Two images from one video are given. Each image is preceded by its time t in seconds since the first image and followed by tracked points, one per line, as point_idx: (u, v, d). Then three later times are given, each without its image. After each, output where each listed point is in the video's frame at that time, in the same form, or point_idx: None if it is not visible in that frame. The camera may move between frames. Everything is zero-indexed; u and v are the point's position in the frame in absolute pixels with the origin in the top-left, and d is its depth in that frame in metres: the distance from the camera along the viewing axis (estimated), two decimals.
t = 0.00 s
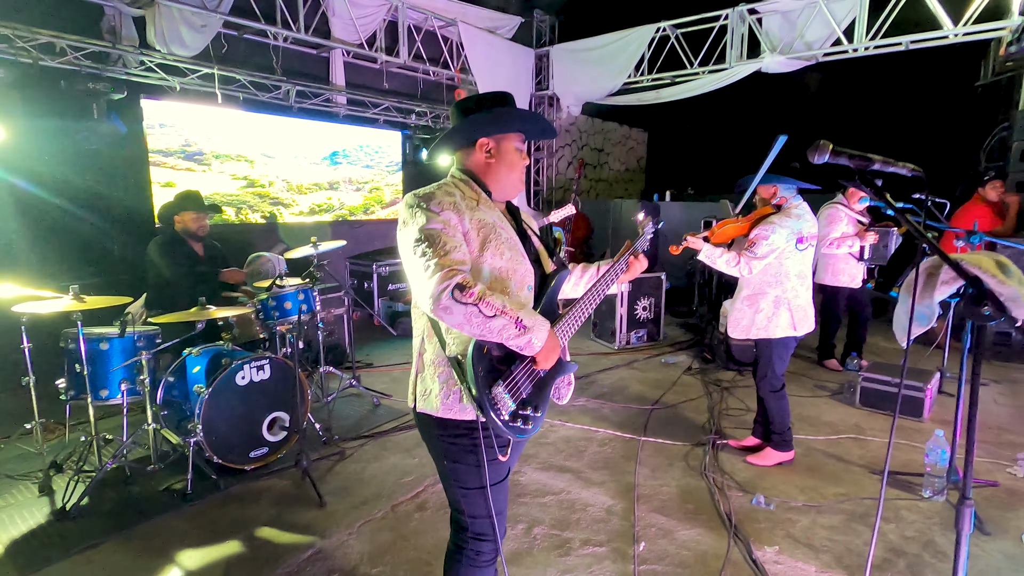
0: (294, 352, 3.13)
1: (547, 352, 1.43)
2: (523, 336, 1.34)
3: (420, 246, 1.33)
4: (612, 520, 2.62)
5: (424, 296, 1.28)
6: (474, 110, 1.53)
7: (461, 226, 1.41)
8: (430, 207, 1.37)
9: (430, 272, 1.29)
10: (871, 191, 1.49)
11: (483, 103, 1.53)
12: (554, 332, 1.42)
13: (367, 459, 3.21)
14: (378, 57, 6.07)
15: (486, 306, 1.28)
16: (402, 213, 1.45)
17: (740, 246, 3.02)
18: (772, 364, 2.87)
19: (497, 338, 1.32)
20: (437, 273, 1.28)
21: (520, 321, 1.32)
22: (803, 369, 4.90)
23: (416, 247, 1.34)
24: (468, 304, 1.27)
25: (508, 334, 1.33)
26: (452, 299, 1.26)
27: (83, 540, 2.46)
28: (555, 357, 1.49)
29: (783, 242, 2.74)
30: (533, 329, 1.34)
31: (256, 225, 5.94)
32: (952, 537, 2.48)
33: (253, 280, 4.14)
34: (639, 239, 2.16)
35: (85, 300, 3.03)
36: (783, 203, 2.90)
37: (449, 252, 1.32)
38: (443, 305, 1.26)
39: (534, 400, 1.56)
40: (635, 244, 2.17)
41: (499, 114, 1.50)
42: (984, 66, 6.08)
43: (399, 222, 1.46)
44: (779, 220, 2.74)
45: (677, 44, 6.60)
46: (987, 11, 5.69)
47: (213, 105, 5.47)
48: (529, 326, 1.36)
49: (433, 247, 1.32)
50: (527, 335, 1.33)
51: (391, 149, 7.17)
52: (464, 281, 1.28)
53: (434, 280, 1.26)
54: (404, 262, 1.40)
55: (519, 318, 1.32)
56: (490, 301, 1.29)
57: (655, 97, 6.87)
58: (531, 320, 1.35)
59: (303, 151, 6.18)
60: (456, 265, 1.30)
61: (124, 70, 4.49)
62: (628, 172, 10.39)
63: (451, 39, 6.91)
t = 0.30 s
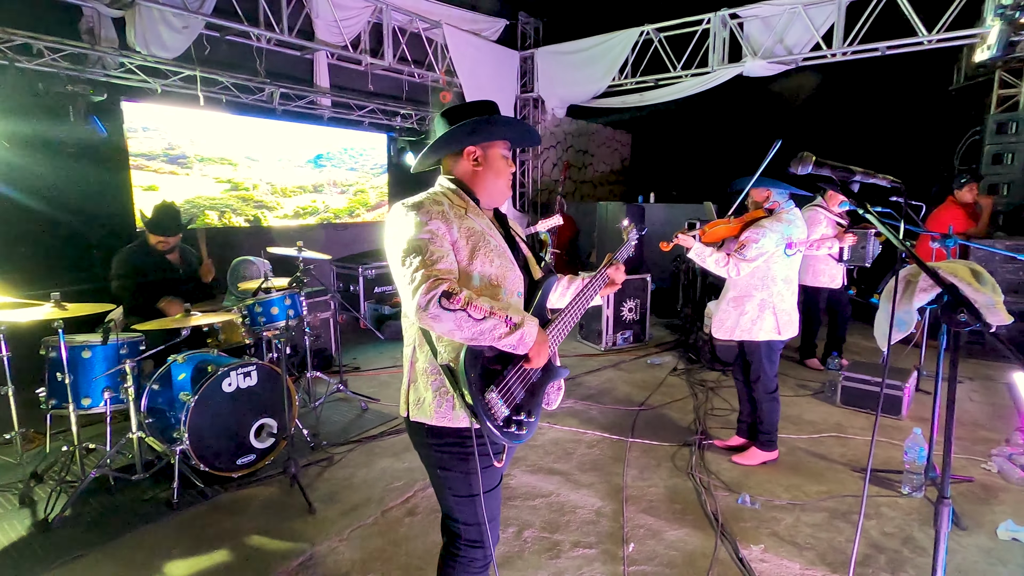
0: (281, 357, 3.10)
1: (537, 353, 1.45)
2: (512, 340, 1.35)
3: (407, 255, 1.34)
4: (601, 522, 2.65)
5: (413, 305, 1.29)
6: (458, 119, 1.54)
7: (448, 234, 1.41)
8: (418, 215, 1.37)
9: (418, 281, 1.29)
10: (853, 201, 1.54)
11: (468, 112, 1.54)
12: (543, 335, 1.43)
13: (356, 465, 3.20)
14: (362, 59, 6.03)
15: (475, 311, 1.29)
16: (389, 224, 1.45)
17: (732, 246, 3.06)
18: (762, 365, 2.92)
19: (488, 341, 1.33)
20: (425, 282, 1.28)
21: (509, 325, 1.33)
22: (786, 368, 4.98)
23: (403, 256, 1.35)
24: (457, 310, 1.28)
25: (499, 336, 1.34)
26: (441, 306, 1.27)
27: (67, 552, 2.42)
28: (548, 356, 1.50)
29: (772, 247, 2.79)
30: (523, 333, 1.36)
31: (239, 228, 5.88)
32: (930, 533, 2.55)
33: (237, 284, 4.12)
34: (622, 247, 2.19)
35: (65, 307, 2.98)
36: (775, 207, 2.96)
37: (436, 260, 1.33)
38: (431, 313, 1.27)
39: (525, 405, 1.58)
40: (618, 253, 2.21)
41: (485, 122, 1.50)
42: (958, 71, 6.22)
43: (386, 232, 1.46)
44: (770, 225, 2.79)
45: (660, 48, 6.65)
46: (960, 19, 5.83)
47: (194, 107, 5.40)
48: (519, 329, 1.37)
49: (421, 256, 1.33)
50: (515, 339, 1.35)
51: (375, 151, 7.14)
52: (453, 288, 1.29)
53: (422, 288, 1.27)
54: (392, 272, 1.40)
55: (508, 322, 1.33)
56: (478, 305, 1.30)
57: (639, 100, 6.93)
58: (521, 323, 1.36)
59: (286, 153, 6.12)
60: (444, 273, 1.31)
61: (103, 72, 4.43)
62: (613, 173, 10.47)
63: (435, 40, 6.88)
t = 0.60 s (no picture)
0: (273, 360, 3.08)
1: (534, 358, 1.45)
2: (510, 344, 1.35)
3: (405, 256, 1.33)
4: (595, 523, 2.66)
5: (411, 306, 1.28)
6: (456, 122, 1.54)
7: (447, 235, 1.41)
8: (416, 217, 1.37)
9: (416, 282, 1.28)
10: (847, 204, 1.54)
11: (466, 115, 1.54)
12: (540, 340, 1.43)
13: (349, 468, 3.19)
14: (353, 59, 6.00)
15: (474, 314, 1.29)
16: (386, 224, 1.44)
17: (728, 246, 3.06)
18: (756, 365, 2.94)
19: (486, 346, 1.33)
20: (424, 284, 1.28)
21: (507, 329, 1.33)
22: (777, 367, 5.03)
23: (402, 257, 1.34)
24: (456, 313, 1.27)
25: (496, 341, 1.34)
26: (441, 309, 1.26)
27: (58, 559, 2.39)
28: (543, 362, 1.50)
29: (768, 248, 2.80)
30: (521, 337, 1.36)
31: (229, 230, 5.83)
32: (920, 530, 2.58)
33: (227, 287, 4.09)
34: (619, 248, 2.20)
35: (52, 311, 2.94)
36: (773, 209, 2.98)
37: (435, 262, 1.32)
38: (430, 315, 1.26)
39: (521, 409, 1.58)
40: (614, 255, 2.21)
41: (483, 125, 1.50)
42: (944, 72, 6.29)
43: (384, 233, 1.45)
44: (766, 227, 2.80)
45: (651, 49, 6.67)
46: (946, 21, 5.90)
47: (183, 107, 5.34)
48: (517, 333, 1.37)
49: (419, 258, 1.32)
50: (513, 343, 1.35)
51: (366, 151, 7.10)
52: (452, 291, 1.28)
53: (421, 290, 1.26)
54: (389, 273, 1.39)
55: (506, 326, 1.33)
56: (477, 309, 1.30)
57: (630, 100, 6.94)
58: (519, 328, 1.37)
59: (277, 154, 6.08)
60: (444, 275, 1.30)
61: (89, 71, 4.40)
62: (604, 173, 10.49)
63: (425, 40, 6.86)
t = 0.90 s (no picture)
0: (267, 361, 3.07)
1: (527, 360, 1.45)
2: (504, 347, 1.35)
3: (399, 258, 1.33)
4: (591, 522, 2.66)
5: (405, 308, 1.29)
6: (449, 123, 1.54)
7: (441, 237, 1.41)
8: (410, 219, 1.37)
9: (410, 284, 1.29)
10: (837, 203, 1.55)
11: (459, 116, 1.54)
12: (534, 342, 1.43)
13: (344, 469, 3.18)
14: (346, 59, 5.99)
15: (467, 317, 1.29)
16: (381, 226, 1.44)
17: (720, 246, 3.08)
18: (750, 364, 2.96)
19: (479, 349, 1.33)
20: (417, 286, 1.28)
21: (500, 332, 1.33)
22: (770, 366, 5.05)
23: (395, 258, 1.34)
24: (449, 315, 1.27)
25: (490, 344, 1.34)
26: (434, 311, 1.26)
27: (52, 563, 2.37)
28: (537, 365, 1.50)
29: (759, 247, 2.82)
30: (514, 340, 1.36)
31: (222, 231, 5.81)
32: (912, 526, 2.60)
33: (221, 288, 4.08)
34: (615, 247, 2.20)
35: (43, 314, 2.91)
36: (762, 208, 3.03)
37: (428, 264, 1.32)
38: (424, 317, 1.26)
39: (515, 410, 1.59)
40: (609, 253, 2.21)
41: (476, 126, 1.50)
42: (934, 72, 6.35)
43: (378, 234, 1.45)
44: (758, 224, 2.81)
45: (644, 49, 6.70)
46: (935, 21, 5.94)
47: (175, 108, 5.31)
48: (510, 336, 1.37)
49: (413, 260, 1.32)
50: (507, 345, 1.35)
51: (360, 152, 7.09)
52: (446, 293, 1.29)
53: (414, 292, 1.27)
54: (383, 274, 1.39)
55: (499, 328, 1.33)
56: (470, 312, 1.30)
57: (623, 100, 6.96)
58: (512, 331, 1.36)
59: (270, 155, 6.06)
60: (438, 277, 1.31)
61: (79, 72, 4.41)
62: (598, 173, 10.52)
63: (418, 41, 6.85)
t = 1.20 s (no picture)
0: (252, 360, 3.05)
1: (509, 355, 1.45)
2: (485, 343, 1.35)
3: (380, 253, 1.34)
4: (576, 518, 2.68)
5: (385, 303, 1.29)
6: (431, 120, 1.54)
7: (423, 233, 1.41)
8: (393, 214, 1.37)
9: (390, 280, 1.29)
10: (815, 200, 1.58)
11: (441, 112, 1.54)
12: (515, 338, 1.44)
13: (330, 468, 3.17)
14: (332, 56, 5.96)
15: (447, 312, 1.30)
16: (363, 221, 1.45)
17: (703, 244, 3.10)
18: (734, 360, 2.99)
19: (459, 345, 1.33)
20: (397, 281, 1.28)
21: (480, 328, 1.34)
22: (755, 363, 5.11)
23: (376, 254, 1.35)
24: (429, 310, 1.28)
25: (470, 340, 1.35)
26: (414, 306, 1.27)
27: (32, 564, 2.34)
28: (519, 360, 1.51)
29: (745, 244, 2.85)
30: (494, 336, 1.36)
31: (206, 229, 5.75)
32: (891, 518, 2.65)
33: (205, 287, 4.03)
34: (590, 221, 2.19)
35: (23, 312, 2.87)
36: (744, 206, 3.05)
37: (409, 260, 1.33)
38: (403, 312, 1.27)
39: (499, 405, 1.59)
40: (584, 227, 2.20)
41: (458, 123, 1.51)
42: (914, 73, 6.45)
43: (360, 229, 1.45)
44: (743, 223, 2.84)
45: (630, 48, 6.73)
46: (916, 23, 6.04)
47: (158, 104, 5.25)
48: (490, 332, 1.37)
49: (395, 255, 1.33)
50: (487, 342, 1.35)
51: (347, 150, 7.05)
52: (426, 288, 1.29)
53: (394, 288, 1.27)
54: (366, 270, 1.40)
55: (479, 324, 1.33)
56: (450, 307, 1.30)
57: (610, 99, 6.99)
58: (493, 328, 1.36)
59: (255, 152, 6.01)
60: (419, 273, 1.31)
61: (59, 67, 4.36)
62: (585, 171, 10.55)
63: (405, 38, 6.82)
